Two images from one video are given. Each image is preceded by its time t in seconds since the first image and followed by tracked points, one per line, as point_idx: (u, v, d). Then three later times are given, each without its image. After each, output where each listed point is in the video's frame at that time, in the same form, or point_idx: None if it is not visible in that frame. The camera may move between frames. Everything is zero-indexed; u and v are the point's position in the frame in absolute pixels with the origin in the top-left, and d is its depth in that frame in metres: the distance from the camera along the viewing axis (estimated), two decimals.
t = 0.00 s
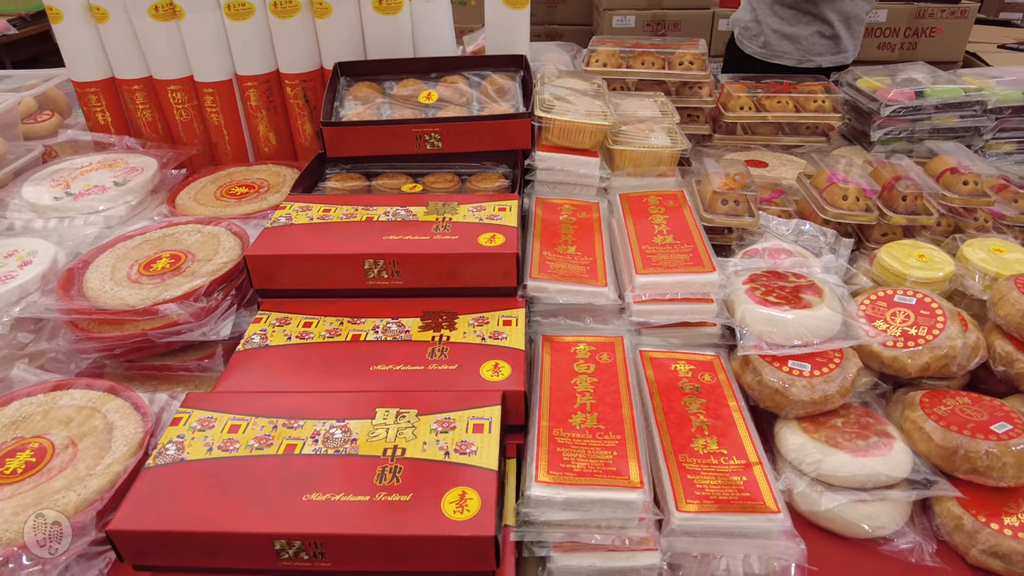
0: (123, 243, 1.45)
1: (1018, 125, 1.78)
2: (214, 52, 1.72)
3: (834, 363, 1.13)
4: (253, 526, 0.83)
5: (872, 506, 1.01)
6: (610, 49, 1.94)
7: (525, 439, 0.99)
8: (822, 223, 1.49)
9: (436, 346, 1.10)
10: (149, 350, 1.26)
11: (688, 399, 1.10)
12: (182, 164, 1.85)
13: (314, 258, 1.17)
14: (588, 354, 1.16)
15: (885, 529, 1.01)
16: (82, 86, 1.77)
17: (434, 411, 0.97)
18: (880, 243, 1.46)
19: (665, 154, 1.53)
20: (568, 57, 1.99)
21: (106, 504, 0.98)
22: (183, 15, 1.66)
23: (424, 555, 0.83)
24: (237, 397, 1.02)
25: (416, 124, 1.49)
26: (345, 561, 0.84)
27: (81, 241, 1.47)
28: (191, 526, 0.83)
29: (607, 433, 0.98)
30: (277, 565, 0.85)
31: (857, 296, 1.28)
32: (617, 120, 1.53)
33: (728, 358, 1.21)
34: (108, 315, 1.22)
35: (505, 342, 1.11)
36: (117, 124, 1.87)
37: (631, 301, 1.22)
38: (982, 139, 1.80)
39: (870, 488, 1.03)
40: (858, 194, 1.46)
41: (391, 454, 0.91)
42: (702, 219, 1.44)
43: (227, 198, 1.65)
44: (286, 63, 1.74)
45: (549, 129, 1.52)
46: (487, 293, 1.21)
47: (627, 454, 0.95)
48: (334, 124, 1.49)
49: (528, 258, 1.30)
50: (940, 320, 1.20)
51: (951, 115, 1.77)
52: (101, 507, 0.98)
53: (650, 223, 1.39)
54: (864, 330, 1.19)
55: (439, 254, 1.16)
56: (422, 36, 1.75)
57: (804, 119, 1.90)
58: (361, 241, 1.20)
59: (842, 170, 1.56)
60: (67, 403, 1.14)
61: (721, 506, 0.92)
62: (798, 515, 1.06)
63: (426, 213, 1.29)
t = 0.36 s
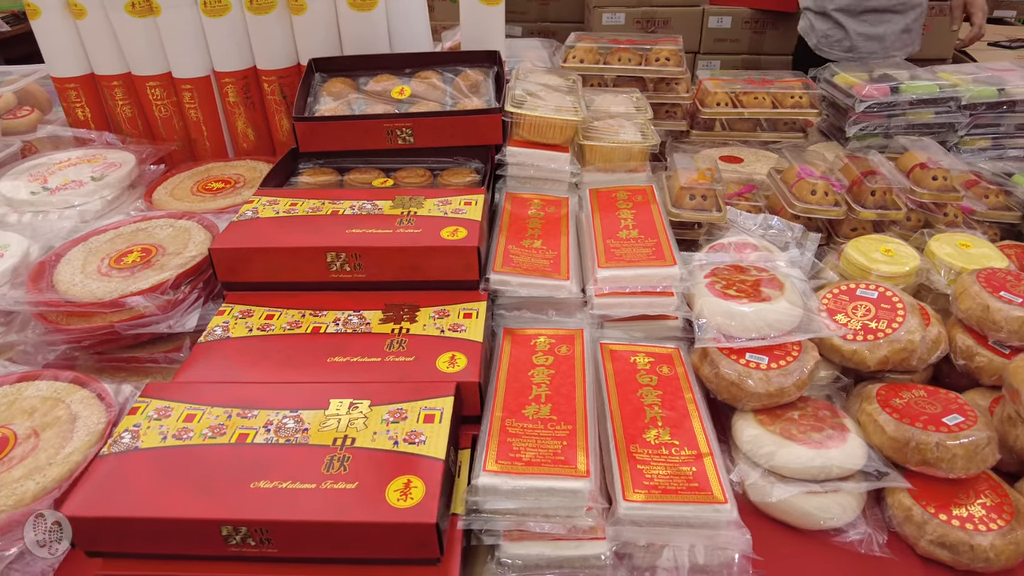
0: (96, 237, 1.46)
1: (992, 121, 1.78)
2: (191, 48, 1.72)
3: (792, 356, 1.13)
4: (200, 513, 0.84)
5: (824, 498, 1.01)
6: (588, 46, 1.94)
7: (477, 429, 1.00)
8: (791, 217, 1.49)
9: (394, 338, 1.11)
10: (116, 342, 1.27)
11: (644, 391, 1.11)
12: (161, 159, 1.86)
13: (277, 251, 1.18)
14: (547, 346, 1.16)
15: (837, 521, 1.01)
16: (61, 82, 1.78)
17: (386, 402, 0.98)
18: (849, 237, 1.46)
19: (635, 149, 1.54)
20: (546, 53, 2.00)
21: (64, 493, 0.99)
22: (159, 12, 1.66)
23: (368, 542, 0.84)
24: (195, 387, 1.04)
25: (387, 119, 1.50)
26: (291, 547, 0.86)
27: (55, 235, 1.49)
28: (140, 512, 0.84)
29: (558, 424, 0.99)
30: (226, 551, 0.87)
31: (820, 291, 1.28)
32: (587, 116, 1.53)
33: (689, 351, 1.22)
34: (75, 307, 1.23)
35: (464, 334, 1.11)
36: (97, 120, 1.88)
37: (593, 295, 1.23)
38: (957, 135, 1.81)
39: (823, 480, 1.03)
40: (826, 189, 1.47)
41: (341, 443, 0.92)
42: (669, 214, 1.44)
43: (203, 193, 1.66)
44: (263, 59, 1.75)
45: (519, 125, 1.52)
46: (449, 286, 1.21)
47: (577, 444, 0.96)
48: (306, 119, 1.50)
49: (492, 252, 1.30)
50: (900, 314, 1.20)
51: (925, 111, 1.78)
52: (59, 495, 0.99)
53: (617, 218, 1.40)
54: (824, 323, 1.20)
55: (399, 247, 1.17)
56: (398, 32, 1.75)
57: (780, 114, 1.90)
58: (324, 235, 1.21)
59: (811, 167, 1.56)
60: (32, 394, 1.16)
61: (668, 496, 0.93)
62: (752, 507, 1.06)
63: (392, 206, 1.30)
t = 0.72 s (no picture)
0: (67, 232, 1.47)
1: (966, 117, 1.78)
2: (166, 44, 1.72)
3: (746, 350, 1.13)
4: (144, 500, 0.85)
5: (774, 492, 1.01)
6: (563, 42, 1.94)
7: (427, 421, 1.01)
8: (758, 212, 1.49)
9: (350, 331, 1.12)
10: (81, 335, 1.28)
11: (598, 384, 1.12)
12: (138, 155, 1.86)
13: (238, 245, 1.20)
14: (504, 339, 1.17)
15: (787, 515, 1.01)
16: (39, 78, 1.79)
17: (336, 394, 0.99)
18: (815, 232, 1.46)
19: (602, 144, 1.54)
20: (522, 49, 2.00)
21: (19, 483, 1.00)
22: (133, 7, 1.66)
23: (310, 530, 0.85)
24: (150, 379, 1.05)
25: (356, 114, 1.51)
26: (235, 536, 0.87)
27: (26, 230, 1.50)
28: (85, 501, 0.85)
29: (508, 415, 1.00)
30: (171, 539, 0.88)
31: (782, 285, 1.28)
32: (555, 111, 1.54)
33: (648, 344, 1.22)
34: (40, 301, 1.24)
35: (420, 327, 1.12)
36: (76, 116, 1.90)
37: (552, 288, 1.24)
38: (931, 131, 1.80)
39: (772, 473, 1.03)
40: (793, 184, 1.47)
41: (288, 434, 0.94)
42: (635, 210, 1.44)
43: (177, 189, 1.67)
44: (238, 56, 1.75)
45: (487, 120, 1.52)
46: (409, 280, 1.22)
47: (524, 436, 0.96)
48: (276, 114, 1.51)
49: (455, 246, 1.31)
50: (858, 308, 1.19)
51: (899, 107, 1.77)
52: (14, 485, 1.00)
53: (582, 214, 1.40)
54: (782, 316, 1.20)
55: (357, 241, 1.18)
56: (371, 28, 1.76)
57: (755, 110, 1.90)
58: (285, 229, 1.22)
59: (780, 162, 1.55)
60: None
61: (613, 487, 0.93)
62: (705, 500, 1.06)
63: (355, 201, 1.31)
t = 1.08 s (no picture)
0: (38, 227, 1.48)
1: (938, 115, 1.78)
2: (142, 42, 1.72)
3: (700, 344, 1.14)
4: (91, 490, 0.86)
5: (722, 486, 1.01)
6: (539, 40, 1.93)
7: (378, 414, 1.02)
8: (724, 208, 1.49)
9: (306, 325, 1.13)
10: (47, 329, 1.28)
11: (553, 378, 1.12)
12: (115, 151, 1.87)
13: (199, 240, 1.21)
14: (461, 334, 1.17)
15: (736, 508, 1.01)
16: (16, 75, 1.81)
17: (286, 387, 1.01)
18: (781, 228, 1.47)
19: (570, 141, 1.54)
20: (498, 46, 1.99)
21: None
22: (107, 5, 1.66)
23: (253, 520, 0.86)
24: (107, 371, 1.06)
25: (325, 111, 1.52)
26: (182, 525, 0.88)
27: None
28: (33, 491, 0.86)
29: (458, 409, 1.01)
30: (119, 529, 0.89)
31: (742, 280, 1.29)
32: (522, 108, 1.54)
33: (606, 339, 1.23)
34: (6, 295, 1.25)
35: (376, 322, 1.13)
36: (54, 112, 1.91)
37: (512, 283, 1.24)
38: (904, 128, 1.80)
39: (721, 467, 1.03)
40: (758, 180, 1.47)
41: (237, 426, 0.95)
42: (600, 206, 1.45)
43: (152, 185, 1.68)
44: (213, 53, 1.74)
45: (455, 117, 1.53)
46: (368, 275, 1.23)
47: (471, 429, 0.97)
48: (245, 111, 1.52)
49: (417, 241, 1.31)
50: (815, 303, 1.18)
51: (872, 104, 1.77)
52: None
53: (546, 211, 1.41)
54: (738, 310, 1.21)
55: (316, 236, 1.19)
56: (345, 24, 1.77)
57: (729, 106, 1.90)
58: (246, 224, 1.23)
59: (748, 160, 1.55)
60: None
61: (558, 479, 0.94)
62: (655, 493, 1.06)
63: (318, 196, 1.32)
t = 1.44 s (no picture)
0: (13, 224, 1.49)
1: (911, 112, 1.78)
2: (121, 40, 1.73)
3: (656, 338, 1.15)
4: (45, 479, 0.88)
5: (672, 479, 1.02)
6: (517, 38, 1.93)
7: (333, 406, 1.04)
8: (689, 205, 1.51)
9: (267, 319, 1.15)
10: (17, 324, 1.29)
11: (511, 372, 1.13)
12: (95, 149, 1.88)
13: (165, 236, 1.23)
14: (421, 328, 1.19)
15: (687, 501, 1.02)
16: None
17: (242, 379, 1.03)
18: (748, 224, 1.48)
19: (539, 139, 1.55)
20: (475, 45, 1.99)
21: None
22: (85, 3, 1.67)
23: (204, 509, 0.88)
24: (70, 364, 1.08)
25: (297, 108, 1.53)
26: (135, 513, 0.90)
27: None
28: None
29: (410, 401, 1.02)
30: (74, 518, 0.91)
31: (703, 275, 1.30)
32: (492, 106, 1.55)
33: (567, 334, 1.24)
34: None
35: (336, 316, 1.15)
36: (35, 110, 1.93)
37: (474, 279, 1.26)
38: (877, 125, 1.80)
39: (671, 459, 1.04)
40: (724, 177, 1.48)
41: (192, 418, 0.97)
42: (568, 203, 1.46)
43: (130, 182, 1.69)
44: (191, 51, 1.74)
45: (425, 114, 1.54)
46: (332, 271, 1.25)
47: (422, 421, 0.98)
48: (218, 109, 1.53)
49: (382, 237, 1.32)
50: (772, 299, 1.19)
51: (845, 101, 1.77)
52: None
53: (513, 207, 1.41)
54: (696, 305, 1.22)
55: (279, 232, 1.21)
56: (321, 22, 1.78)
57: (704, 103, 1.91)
58: (212, 220, 1.25)
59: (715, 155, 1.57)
60: None
61: (506, 470, 0.96)
62: (610, 484, 1.07)
63: (285, 193, 1.34)
